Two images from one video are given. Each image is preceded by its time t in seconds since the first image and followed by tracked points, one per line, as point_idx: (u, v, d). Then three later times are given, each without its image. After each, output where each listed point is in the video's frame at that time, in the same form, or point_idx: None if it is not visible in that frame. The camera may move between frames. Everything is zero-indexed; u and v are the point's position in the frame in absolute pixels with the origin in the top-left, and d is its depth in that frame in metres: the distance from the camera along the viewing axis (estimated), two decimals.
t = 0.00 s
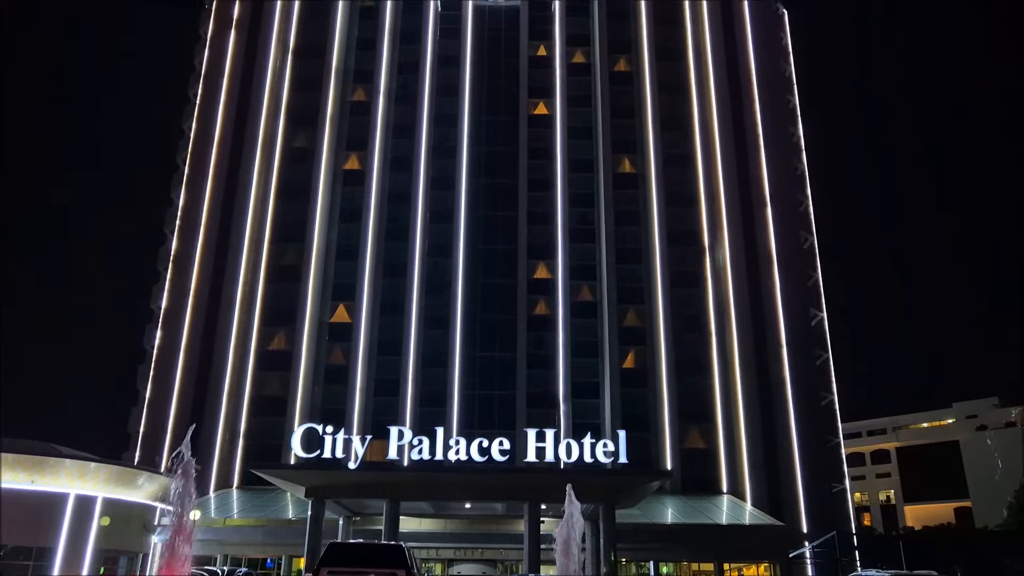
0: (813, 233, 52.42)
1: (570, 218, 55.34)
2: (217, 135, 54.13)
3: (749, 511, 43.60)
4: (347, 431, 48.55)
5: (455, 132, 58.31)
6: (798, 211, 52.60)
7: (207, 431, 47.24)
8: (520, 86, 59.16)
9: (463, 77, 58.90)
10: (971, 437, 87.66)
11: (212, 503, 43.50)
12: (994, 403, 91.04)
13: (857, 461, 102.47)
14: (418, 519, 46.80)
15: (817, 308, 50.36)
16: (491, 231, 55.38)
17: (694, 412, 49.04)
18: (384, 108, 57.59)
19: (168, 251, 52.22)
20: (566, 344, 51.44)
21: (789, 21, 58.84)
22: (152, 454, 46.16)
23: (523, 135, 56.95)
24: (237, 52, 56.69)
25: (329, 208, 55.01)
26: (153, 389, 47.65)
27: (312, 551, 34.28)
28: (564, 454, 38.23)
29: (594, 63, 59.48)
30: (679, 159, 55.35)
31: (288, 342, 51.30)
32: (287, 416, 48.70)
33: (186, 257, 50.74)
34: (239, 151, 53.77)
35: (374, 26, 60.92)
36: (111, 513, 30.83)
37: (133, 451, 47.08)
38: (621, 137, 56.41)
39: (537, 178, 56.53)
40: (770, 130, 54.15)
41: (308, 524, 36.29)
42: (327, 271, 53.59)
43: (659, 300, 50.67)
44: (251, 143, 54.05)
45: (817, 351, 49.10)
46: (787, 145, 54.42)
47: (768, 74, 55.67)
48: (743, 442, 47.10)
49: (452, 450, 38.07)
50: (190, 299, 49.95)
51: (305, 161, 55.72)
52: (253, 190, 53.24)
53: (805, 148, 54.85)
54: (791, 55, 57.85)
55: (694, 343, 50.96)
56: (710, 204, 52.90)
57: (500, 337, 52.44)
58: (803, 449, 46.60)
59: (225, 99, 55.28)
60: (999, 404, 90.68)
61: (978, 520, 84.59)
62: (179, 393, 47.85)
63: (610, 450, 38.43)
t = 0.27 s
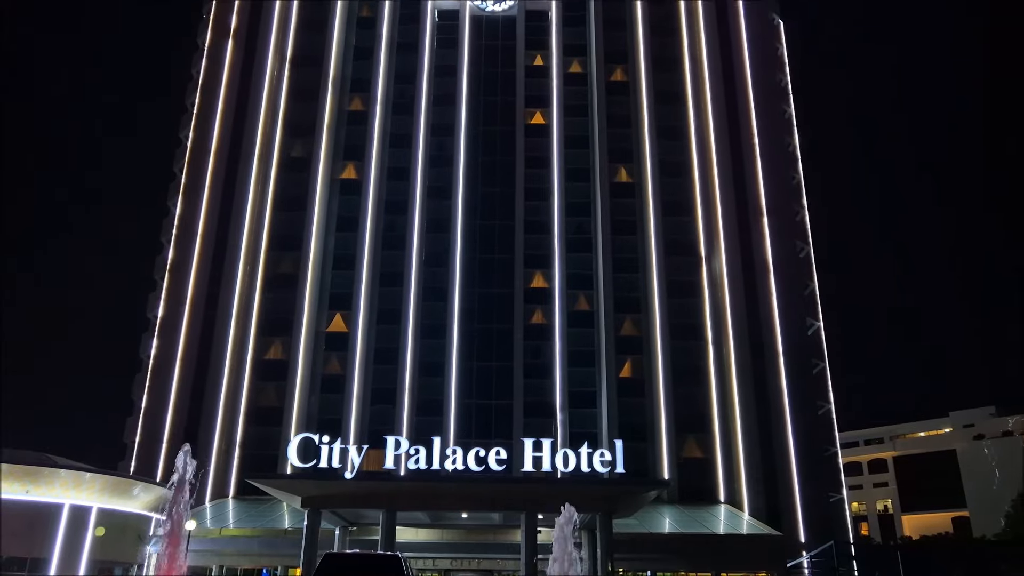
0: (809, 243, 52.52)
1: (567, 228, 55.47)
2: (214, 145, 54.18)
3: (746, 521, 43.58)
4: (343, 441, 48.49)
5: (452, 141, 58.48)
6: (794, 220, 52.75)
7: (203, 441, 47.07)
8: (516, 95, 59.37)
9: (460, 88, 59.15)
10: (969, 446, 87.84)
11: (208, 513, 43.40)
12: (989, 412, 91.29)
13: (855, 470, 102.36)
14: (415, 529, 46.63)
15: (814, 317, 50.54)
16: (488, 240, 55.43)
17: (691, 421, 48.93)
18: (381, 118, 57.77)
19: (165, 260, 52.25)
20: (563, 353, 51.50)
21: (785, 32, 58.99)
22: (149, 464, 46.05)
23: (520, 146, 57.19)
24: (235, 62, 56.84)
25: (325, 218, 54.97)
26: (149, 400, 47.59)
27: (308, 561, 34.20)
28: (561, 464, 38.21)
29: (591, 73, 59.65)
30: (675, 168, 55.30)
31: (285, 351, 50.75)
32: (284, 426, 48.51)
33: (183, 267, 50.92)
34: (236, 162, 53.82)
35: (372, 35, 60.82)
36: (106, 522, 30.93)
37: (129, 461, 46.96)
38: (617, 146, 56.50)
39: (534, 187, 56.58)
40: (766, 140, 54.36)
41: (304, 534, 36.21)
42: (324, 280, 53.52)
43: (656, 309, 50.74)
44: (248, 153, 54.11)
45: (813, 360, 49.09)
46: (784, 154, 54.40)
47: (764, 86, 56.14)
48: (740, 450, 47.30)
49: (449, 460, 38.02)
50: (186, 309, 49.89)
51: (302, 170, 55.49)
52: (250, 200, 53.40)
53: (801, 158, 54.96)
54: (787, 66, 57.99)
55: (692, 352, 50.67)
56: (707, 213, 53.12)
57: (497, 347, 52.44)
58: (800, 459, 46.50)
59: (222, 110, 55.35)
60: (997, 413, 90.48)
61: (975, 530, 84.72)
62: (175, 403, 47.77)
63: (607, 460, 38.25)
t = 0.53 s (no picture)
0: (806, 251, 52.69)
1: (564, 236, 55.58)
2: (212, 154, 54.13)
3: (744, 530, 43.53)
4: (340, 450, 48.40)
5: (449, 150, 58.79)
6: (790, 230, 52.79)
7: (199, 451, 46.92)
8: (513, 105, 59.71)
9: (458, 97, 59.45)
10: (966, 455, 87.57)
11: (204, 524, 42.90)
12: (987, 420, 90.91)
13: (852, 479, 102.23)
14: (412, 539, 46.33)
15: (811, 325, 50.70)
16: (485, 249, 55.54)
17: (688, 430, 48.93)
18: (379, 127, 57.97)
19: (162, 269, 52.23)
20: (560, 363, 51.42)
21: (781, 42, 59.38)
22: (144, 474, 45.80)
23: (518, 154, 57.48)
24: (233, 71, 56.88)
25: (323, 227, 55.05)
26: (145, 409, 47.38)
27: (305, 570, 34.14)
28: (558, 474, 38.18)
29: (588, 82, 59.89)
30: (672, 178, 55.30)
31: (282, 359, 50.74)
32: (280, 435, 48.36)
33: (179, 275, 50.79)
34: (234, 171, 53.76)
35: (369, 44, 60.96)
36: (100, 534, 30.93)
37: (124, 470, 46.74)
38: (614, 156, 56.78)
39: (531, 197, 56.95)
40: (763, 150, 54.48)
41: (301, 544, 36.04)
42: (321, 289, 53.51)
43: (653, 318, 50.72)
44: (246, 162, 54.08)
45: (810, 369, 49.06)
46: (780, 164, 54.66)
47: (761, 94, 56.03)
48: (738, 459, 46.93)
49: (446, 469, 37.98)
50: (183, 318, 49.78)
51: (299, 180, 55.54)
52: (247, 208, 53.31)
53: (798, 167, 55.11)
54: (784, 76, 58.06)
55: (690, 361, 50.58)
56: (704, 223, 53.39)
57: (494, 356, 52.44)
58: (797, 468, 46.46)
59: (220, 119, 55.32)
60: (994, 422, 90.33)
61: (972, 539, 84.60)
62: (172, 412, 47.63)
63: (604, 469, 38.09)
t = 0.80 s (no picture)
0: (803, 260, 52.60)
1: (562, 245, 55.73)
2: (210, 162, 53.99)
3: (742, 539, 43.47)
4: (337, 459, 48.29)
5: (447, 159, 58.96)
6: (788, 238, 52.67)
7: (196, 460, 46.76)
8: (511, 113, 60.03)
9: (455, 105, 59.63)
10: (964, 464, 87.42)
11: (199, 533, 42.70)
12: (985, 429, 90.70)
13: (850, 488, 102.08)
14: (409, 548, 46.79)
15: (808, 334, 50.38)
16: (483, 258, 55.61)
17: (686, 438, 48.82)
18: (377, 135, 58.15)
19: (159, 278, 52.23)
20: (557, 371, 51.42)
21: (777, 52, 59.64)
22: (140, 483, 45.56)
23: (515, 163, 57.74)
24: (231, 79, 56.84)
25: (321, 235, 55.10)
26: (141, 418, 47.22)
27: None
28: (556, 482, 38.09)
29: (586, 91, 60.22)
30: (670, 187, 55.59)
31: (279, 368, 50.66)
32: (277, 444, 48.19)
33: (177, 283, 50.68)
34: (231, 179, 53.65)
35: (367, 53, 61.11)
36: (95, 543, 31.19)
37: (120, 479, 46.55)
38: (611, 165, 57.02)
39: (528, 205, 57.12)
40: (760, 158, 54.57)
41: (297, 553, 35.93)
42: (318, 298, 53.47)
43: (650, 326, 50.65)
44: (243, 171, 54.04)
45: (808, 378, 49.02)
46: (777, 172, 54.68)
47: (757, 103, 56.06)
48: (735, 469, 47.12)
49: (443, 478, 37.97)
50: (180, 326, 49.64)
51: (297, 188, 55.56)
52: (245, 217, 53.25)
53: (795, 176, 55.12)
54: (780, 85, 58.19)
55: (687, 369, 50.64)
56: (701, 231, 53.53)
57: (491, 364, 52.47)
58: (795, 476, 46.42)
59: (218, 127, 55.23)
60: (991, 430, 90.20)
61: (971, 548, 84.57)
62: (168, 420, 47.47)
63: (602, 478, 38.07)
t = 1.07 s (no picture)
0: (800, 268, 52.83)
1: (560, 253, 55.85)
2: (208, 170, 53.99)
3: (740, 548, 43.38)
4: (335, 468, 48.12)
5: (444, 166, 59.10)
6: (785, 246, 52.76)
7: (193, 469, 46.56)
8: (509, 122, 60.30)
9: (454, 114, 59.98)
10: (962, 472, 87.44)
11: (196, 541, 42.50)
12: (983, 438, 90.49)
13: (848, 497, 101.79)
14: (406, 557, 46.67)
15: (806, 343, 50.47)
16: (481, 265, 55.70)
17: (684, 446, 48.66)
18: (375, 143, 58.20)
19: (156, 285, 52.17)
20: (555, 379, 51.45)
21: (775, 61, 60.05)
22: (137, 492, 45.43)
23: (513, 172, 57.93)
24: (229, 88, 56.86)
25: (318, 242, 55.08)
26: (138, 426, 47.02)
27: None
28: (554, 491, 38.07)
29: (583, 99, 60.51)
30: (668, 195, 55.67)
31: (276, 376, 50.38)
32: (274, 452, 47.92)
33: (174, 291, 50.52)
34: (230, 189, 53.69)
35: (365, 62, 61.32)
36: (92, 552, 31.32)
37: (117, 488, 46.34)
38: (609, 173, 57.15)
39: (526, 213, 57.24)
40: (757, 166, 54.56)
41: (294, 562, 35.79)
42: (315, 306, 53.41)
43: (648, 334, 50.69)
44: (241, 179, 53.91)
45: (806, 386, 49.03)
46: (774, 180, 54.63)
47: (753, 111, 56.18)
48: (734, 478, 46.84)
49: (441, 487, 37.89)
50: (177, 335, 49.52)
51: (294, 196, 55.41)
52: (242, 224, 53.16)
53: (792, 185, 55.37)
54: (777, 93, 58.43)
55: (685, 377, 50.64)
56: (699, 240, 52.95)
57: (489, 372, 52.50)
58: (794, 484, 46.39)
59: (216, 135, 55.24)
60: (989, 439, 90.05)
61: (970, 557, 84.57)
62: (165, 429, 47.29)
63: (600, 487, 38.18)
